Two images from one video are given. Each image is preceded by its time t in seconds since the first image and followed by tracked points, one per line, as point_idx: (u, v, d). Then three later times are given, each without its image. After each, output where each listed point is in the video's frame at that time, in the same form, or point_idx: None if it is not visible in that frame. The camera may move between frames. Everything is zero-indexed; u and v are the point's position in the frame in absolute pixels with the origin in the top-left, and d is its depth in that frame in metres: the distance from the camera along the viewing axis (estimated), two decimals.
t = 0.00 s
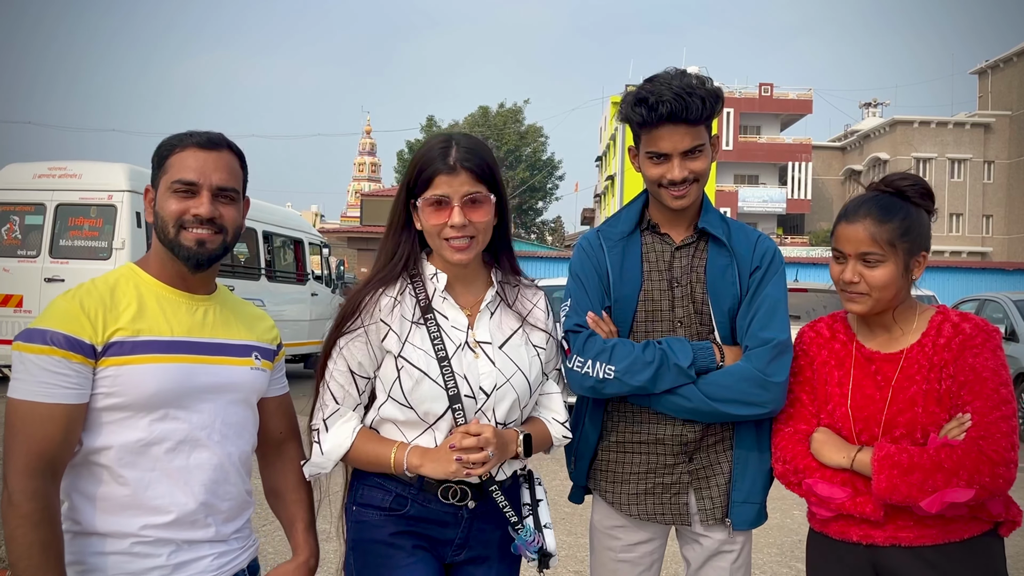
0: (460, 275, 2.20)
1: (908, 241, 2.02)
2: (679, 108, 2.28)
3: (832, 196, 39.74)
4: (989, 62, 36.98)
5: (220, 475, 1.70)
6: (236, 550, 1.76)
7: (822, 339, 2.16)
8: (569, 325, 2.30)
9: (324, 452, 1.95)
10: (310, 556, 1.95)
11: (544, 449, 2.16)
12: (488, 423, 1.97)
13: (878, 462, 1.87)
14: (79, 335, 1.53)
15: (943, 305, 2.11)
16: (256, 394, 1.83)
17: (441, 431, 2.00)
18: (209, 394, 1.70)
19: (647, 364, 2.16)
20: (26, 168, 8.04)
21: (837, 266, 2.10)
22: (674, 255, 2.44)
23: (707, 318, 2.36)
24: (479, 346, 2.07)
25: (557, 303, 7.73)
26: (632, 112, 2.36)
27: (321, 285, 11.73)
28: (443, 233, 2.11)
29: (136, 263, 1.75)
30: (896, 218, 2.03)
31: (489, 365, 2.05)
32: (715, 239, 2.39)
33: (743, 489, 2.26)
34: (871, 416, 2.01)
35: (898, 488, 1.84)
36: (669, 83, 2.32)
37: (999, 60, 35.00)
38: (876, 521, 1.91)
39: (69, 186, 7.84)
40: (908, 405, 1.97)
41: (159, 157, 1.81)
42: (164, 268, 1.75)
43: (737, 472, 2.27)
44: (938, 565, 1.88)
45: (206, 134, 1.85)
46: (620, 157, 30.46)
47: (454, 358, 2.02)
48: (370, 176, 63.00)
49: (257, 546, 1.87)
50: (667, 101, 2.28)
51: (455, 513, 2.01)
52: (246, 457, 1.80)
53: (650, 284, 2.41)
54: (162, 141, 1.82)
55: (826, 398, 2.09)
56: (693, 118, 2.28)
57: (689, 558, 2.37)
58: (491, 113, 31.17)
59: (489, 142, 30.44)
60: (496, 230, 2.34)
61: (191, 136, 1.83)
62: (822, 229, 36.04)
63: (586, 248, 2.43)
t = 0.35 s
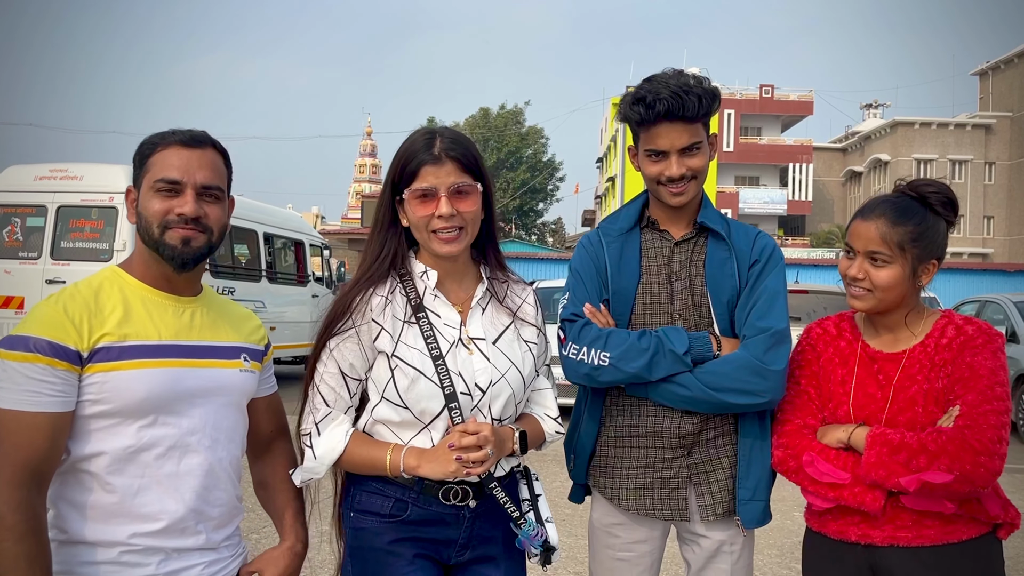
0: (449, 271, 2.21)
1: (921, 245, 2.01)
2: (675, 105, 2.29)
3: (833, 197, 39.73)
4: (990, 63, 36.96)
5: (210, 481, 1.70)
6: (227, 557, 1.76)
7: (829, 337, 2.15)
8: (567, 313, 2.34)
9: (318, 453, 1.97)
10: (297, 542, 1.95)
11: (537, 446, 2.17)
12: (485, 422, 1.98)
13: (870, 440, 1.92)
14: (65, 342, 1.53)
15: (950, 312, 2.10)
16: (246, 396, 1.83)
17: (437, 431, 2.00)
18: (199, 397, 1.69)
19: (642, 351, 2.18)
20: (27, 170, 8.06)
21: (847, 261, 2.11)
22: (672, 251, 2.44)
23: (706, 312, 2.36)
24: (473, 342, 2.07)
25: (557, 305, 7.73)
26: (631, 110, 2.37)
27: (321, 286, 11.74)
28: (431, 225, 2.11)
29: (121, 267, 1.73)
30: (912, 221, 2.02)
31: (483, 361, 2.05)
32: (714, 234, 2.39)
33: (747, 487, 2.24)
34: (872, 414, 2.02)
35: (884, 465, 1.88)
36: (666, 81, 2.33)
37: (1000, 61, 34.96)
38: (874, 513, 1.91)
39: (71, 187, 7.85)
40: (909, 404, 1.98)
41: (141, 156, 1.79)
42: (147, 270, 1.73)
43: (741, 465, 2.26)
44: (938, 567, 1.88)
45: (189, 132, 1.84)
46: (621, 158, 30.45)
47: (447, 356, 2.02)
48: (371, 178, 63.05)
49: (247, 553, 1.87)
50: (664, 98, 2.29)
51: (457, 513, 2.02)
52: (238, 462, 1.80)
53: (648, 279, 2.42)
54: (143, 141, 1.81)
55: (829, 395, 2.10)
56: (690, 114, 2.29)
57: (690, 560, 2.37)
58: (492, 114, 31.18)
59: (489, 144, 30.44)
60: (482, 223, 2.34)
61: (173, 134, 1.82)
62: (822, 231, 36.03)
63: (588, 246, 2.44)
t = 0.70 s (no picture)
0: (459, 278, 2.21)
1: (938, 244, 2.01)
2: (678, 108, 2.28)
3: (835, 198, 39.69)
4: (991, 64, 36.94)
5: (194, 489, 1.69)
6: (212, 568, 1.75)
7: (835, 336, 2.15)
8: (569, 318, 2.34)
9: (325, 453, 1.97)
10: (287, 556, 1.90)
11: (545, 447, 2.16)
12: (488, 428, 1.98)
13: (872, 445, 1.93)
14: (41, 348, 1.53)
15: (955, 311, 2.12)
16: (232, 401, 1.83)
17: (442, 434, 2.01)
18: (183, 404, 1.69)
19: (644, 355, 2.18)
20: (30, 171, 8.09)
21: (861, 263, 2.09)
22: (674, 254, 2.44)
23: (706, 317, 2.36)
24: (479, 349, 2.07)
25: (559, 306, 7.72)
26: (634, 112, 2.37)
27: (323, 288, 11.74)
28: (441, 234, 2.12)
29: (102, 271, 1.74)
30: (927, 220, 2.02)
31: (489, 368, 2.06)
32: (714, 237, 2.39)
33: (746, 487, 2.25)
34: (880, 417, 2.01)
35: (885, 469, 1.89)
36: (669, 84, 2.33)
37: (1001, 63, 34.96)
38: (883, 516, 1.90)
39: (73, 189, 7.88)
40: (918, 407, 1.97)
41: (112, 155, 1.77)
42: (128, 272, 1.73)
43: (740, 465, 2.27)
44: (942, 567, 1.87)
45: (158, 127, 1.80)
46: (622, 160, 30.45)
47: (454, 363, 2.02)
48: (372, 179, 63.08)
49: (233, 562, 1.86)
50: (666, 101, 2.29)
51: (460, 510, 2.02)
52: (223, 469, 1.79)
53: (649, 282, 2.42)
54: (115, 139, 1.78)
55: (836, 396, 2.09)
56: (692, 117, 2.29)
57: (691, 559, 2.37)
58: (494, 116, 31.21)
59: (491, 145, 30.44)
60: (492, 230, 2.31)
61: (142, 131, 1.79)
62: (824, 232, 36.02)
63: (590, 249, 2.44)
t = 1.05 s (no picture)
0: (465, 279, 2.20)
1: (947, 243, 2.01)
2: (682, 115, 2.28)
3: (837, 200, 39.62)
4: (994, 66, 36.87)
5: (175, 495, 1.66)
6: (197, 570, 1.73)
7: (841, 339, 2.13)
8: (574, 323, 2.33)
9: (329, 444, 2.00)
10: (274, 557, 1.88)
11: (545, 450, 2.17)
12: (485, 429, 1.97)
13: (884, 449, 1.91)
14: (15, 352, 1.52)
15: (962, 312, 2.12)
16: (220, 403, 1.80)
17: (440, 432, 2.00)
18: (163, 408, 1.66)
19: (648, 360, 2.17)
20: (32, 173, 8.11)
21: (873, 269, 2.06)
22: (676, 260, 2.43)
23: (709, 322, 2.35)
24: (480, 350, 2.06)
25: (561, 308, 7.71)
26: (637, 118, 2.37)
27: (325, 289, 11.74)
28: (450, 228, 2.11)
29: (83, 271, 1.72)
30: (936, 220, 2.02)
31: (488, 369, 2.04)
32: (716, 243, 2.38)
33: (745, 488, 2.25)
34: (888, 419, 1.99)
35: (898, 475, 1.86)
36: (672, 92, 2.33)
37: (1005, 63, 34.88)
38: (888, 522, 1.89)
39: (75, 190, 7.89)
40: (929, 411, 1.95)
41: (90, 153, 1.75)
42: (106, 271, 1.71)
43: (739, 467, 2.27)
44: (948, 570, 1.86)
45: (133, 123, 1.77)
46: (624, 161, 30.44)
47: (454, 362, 2.01)
48: (374, 181, 63.13)
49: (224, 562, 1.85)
50: (670, 109, 2.29)
51: (460, 506, 2.01)
52: (210, 472, 1.76)
53: (652, 287, 2.41)
54: (95, 135, 1.77)
55: (842, 398, 2.07)
56: (695, 124, 2.29)
57: (693, 558, 2.36)
58: (496, 117, 31.21)
59: (493, 146, 30.43)
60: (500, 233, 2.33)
61: (118, 127, 1.76)
62: (827, 233, 35.97)
63: (593, 254, 2.44)
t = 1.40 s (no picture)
0: (467, 276, 2.20)
1: (943, 244, 2.01)
2: (685, 118, 2.29)
3: (839, 201, 39.59)
4: (996, 66, 36.84)
5: (180, 498, 1.67)
6: (203, 567, 1.74)
7: (839, 342, 2.13)
8: (578, 322, 2.34)
9: (318, 423, 2.01)
10: (286, 564, 1.89)
11: (549, 452, 2.15)
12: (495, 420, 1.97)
13: (885, 451, 1.91)
14: (18, 359, 1.50)
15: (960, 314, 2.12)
16: (221, 406, 1.80)
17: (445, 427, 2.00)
18: (166, 413, 1.67)
19: (650, 357, 2.18)
20: (35, 174, 8.13)
21: (870, 272, 2.06)
22: (677, 261, 2.43)
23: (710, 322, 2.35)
24: (483, 347, 2.07)
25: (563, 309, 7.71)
26: (639, 120, 2.37)
27: (327, 290, 11.75)
28: (453, 220, 2.12)
29: (83, 272, 1.70)
30: (931, 221, 2.02)
31: (491, 366, 2.05)
32: (716, 245, 2.39)
33: (745, 486, 2.25)
34: (888, 420, 1.99)
35: (901, 476, 1.86)
36: (675, 96, 2.33)
37: (1007, 64, 34.83)
38: (892, 522, 1.89)
39: (78, 191, 7.91)
40: (928, 411, 1.96)
41: (111, 155, 1.74)
42: (112, 277, 1.69)
43: (740, 466, 2.27)
44: (953, 568, 1.86)
45: (161, 132, 1.77)
46: (626, 162, 30.44)
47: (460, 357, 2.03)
48: (375, 182, 63.13)
49: (229, 562, 1.86)
50: (673, 111, 2.30)
51: (462, 505, 2.01)
52: (212, 474, 1.77)
53: (655, 286, 2.41)
54: (114, 139, 1.74)
55: (842, 400, 2.07)
56: (697, 127, 2.29)
57: (694, 556, 2.36)
58: (498, 118, 31.22)
59: (494, 147, 30.43)
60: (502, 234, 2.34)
61: (144, 134, 1.75)
62: (829, 234, 35.93)
63: (595, 255, 2.44)
